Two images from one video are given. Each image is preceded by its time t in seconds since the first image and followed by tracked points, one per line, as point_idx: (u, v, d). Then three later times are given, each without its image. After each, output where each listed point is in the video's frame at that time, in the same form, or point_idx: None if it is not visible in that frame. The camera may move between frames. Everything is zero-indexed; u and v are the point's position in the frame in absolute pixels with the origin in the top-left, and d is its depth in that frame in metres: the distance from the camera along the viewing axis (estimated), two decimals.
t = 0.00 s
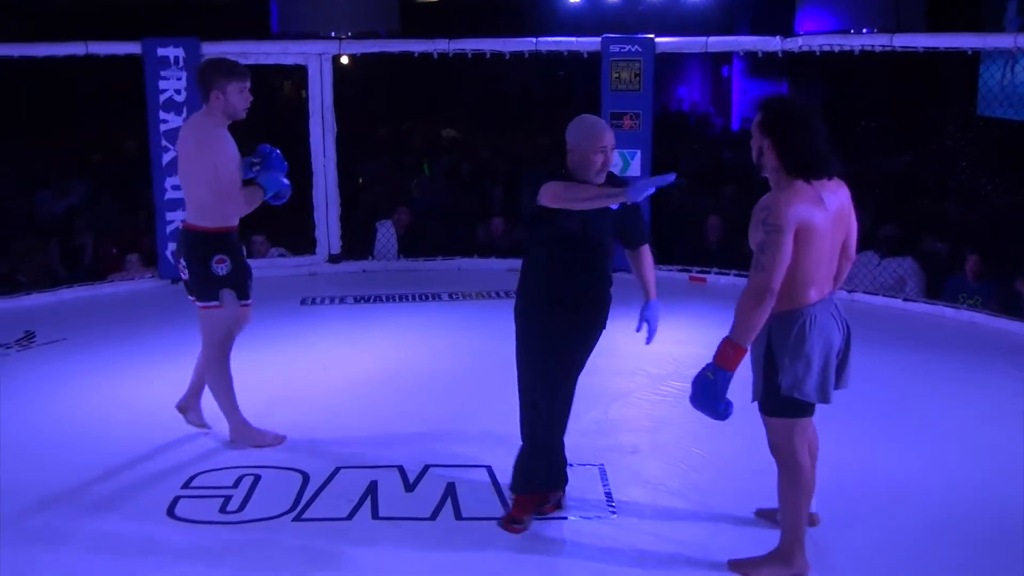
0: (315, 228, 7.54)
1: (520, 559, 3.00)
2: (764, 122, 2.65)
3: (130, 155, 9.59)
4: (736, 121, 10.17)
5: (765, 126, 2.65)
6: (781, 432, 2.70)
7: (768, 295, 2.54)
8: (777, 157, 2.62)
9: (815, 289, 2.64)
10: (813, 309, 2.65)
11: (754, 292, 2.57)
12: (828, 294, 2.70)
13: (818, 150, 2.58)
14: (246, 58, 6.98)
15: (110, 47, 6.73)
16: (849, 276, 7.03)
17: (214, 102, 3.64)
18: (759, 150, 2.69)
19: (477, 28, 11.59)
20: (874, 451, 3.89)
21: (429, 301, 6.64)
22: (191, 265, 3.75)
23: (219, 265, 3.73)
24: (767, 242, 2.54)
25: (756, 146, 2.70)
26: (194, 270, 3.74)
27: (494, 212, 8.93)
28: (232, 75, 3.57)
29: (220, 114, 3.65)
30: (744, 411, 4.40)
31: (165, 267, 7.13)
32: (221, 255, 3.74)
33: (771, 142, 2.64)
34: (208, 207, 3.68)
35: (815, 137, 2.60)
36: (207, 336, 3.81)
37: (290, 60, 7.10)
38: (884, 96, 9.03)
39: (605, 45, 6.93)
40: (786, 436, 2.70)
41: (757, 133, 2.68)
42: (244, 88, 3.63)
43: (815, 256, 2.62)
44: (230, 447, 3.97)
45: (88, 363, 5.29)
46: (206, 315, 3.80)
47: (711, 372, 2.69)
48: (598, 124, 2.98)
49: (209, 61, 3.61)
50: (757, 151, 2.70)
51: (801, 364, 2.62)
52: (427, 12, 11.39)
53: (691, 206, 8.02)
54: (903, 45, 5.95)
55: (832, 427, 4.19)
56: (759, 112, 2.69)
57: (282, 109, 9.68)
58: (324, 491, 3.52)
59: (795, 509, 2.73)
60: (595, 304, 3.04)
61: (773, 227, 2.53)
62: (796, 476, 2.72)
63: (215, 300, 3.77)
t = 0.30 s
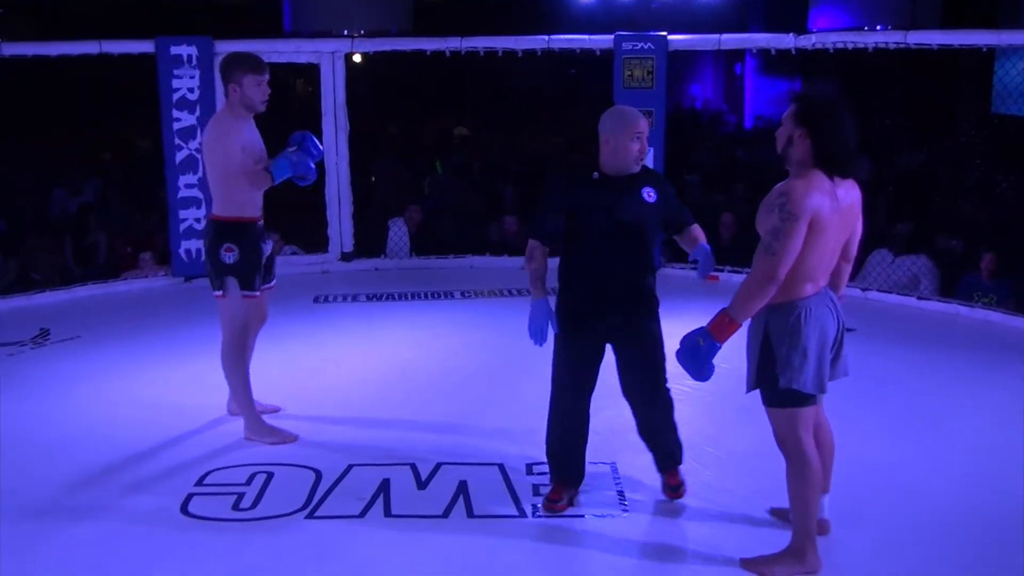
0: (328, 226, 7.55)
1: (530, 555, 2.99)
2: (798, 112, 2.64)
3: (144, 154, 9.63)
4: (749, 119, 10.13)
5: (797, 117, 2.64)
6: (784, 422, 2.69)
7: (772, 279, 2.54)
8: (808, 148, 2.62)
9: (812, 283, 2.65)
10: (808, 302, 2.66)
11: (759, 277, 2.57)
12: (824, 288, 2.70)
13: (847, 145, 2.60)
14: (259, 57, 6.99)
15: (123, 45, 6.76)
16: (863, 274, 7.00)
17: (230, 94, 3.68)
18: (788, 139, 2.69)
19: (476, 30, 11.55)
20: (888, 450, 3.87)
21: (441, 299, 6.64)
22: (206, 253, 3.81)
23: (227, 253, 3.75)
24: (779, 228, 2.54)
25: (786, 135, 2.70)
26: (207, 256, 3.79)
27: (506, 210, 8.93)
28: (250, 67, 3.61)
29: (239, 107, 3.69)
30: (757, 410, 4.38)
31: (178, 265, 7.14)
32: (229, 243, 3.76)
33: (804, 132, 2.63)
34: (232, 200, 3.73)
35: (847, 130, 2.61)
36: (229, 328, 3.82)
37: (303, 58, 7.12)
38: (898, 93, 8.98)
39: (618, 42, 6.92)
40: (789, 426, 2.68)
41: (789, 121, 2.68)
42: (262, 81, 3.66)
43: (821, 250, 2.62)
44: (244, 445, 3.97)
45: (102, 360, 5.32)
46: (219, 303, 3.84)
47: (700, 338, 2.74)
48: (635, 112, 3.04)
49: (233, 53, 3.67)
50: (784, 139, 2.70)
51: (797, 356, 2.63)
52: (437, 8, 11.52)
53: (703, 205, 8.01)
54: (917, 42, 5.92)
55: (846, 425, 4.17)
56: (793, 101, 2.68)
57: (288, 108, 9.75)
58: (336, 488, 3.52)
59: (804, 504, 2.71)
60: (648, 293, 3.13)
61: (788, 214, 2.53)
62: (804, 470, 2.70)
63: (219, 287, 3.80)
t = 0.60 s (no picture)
0: (340, 225, 7.57)
1: (544, 552, 3.00)
2: (810, 112, 2.64)
3: (156, 153, 9.66)
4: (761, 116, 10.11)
5: (810, 116, 2.64)
6: (790, 413, 2.69)
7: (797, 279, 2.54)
8: (824, 148, 2.62)
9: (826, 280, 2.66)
10: (818, 296, 2.65)
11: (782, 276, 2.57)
12: (835, 283, 2.70)
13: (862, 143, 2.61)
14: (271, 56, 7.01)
15: (136, 45, 6.78)
16: (876, 272, 6.97)
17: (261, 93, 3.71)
18: (802, 139, 2.69)
19: (477, 28, 11.52)
20: (901, 447, 3.86)
21: (453, 298, 6.65)
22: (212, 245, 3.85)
23: (222, 243, 3.77)
24: (799, 227, 2.53)
25: (801, 135, 2.70)
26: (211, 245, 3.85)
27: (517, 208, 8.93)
28: (278, 69, 3.61)
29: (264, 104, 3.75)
30: (770, 408, 4.37)
31: (191, 265, 7.16)
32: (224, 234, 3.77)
33: (817, 132, 2.63)
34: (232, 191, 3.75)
35: (862, 127, 2.61)
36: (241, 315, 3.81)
37: (314, 57, 7.13)
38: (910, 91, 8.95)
39: (629, 40, 6.91)
40: (794, 416, 2.68)
41: (802, 122, 2.68)
42: (290, 84, 3.66)
43: (837, 248, 2.62)
44: (257, 444, 3.98)
45: (117, 359, 5.35)
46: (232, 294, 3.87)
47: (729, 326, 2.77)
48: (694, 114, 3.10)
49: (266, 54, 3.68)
50: (799, 139, 2.70)
51: (806, 348, 2.63)
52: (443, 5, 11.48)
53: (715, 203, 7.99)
54: (930, 38, 5.89)
55: (859, 423, 4.16)
56: (804, 102, 2.68)
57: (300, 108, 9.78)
58: (349, 487, 3.53)
59: (816, 500, 2.69)
60: (711, 287, 3.24)
61: (807, 213, 2.52)
62: (812, 463, 2.68)
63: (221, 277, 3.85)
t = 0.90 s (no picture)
0: (350, 226, 7.58)
1: (557, 551, 2.99)
2: (812, 109, 2.63)
3: (166, 156, 9.69)
4: (770, 114, 10.08)
5: (811, 114, 2.63)
6: (802, 405, 2.68)
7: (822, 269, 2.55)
8: (831, 142, 2.61)
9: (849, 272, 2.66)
10: (839, 289, 2.64)
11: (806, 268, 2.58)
12: (855, 275, 2.70)
13: (867, 135, 2.60)
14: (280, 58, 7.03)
15: (146, 48, 6.80)
16: (887, 269, 6.94)
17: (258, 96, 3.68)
18: (807, 138, 2.68)
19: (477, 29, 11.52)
20: (913, 445, 3.84)
21: (463, 298, 6.65)
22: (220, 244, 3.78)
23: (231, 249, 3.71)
24: (819, 219, 2.54)
25: (807, 135, 2.68)
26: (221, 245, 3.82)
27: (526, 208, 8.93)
28: (277, 73, 3.56)
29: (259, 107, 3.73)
30: (781, 406, 4.36)
31: (201, 266, 7.18)
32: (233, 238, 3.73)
33: (822, 129, 2.62)
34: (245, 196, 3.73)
35: (865, 119, 2.60)
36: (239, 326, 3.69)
37: (323, 58, 7.13)
38: (921, 87, 8.90)
39: (638, 39, 6.91)
40: (802, 409, 2.67)
41: (805, 121, 2.66)
42: (288, 87, 3.61)
43: (858, 238, 2.63)
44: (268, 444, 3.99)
45: (128, 361, 5.36)
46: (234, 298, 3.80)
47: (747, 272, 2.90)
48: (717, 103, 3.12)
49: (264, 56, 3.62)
50: (805, 138, 2.68)
51: (828, 342, 2.62)
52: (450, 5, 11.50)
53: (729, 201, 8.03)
54: (940, 34, 5.86)
55: (871, 420, 4.15)
56: (804, 101, 2.67)
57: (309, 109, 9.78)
58: (361, 487, 3.53)
59: (824, 495, 2.69)
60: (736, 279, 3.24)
61: (826, 206, 2.53)
62: (819, 457, 2.68)
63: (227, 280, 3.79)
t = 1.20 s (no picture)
0: (352, 227, 7.58)
1: (559, 552, 2.99)
2: (807, 110, 2.66)
3: (167, 157, 9.71)
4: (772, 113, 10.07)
5: (806, 114, 2.66)
6: (810, 402, 2.68)
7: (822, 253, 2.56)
8: (826, 140, 2.64)
9: (859, 267, 2.64)
10: (855, 287, 2.64)
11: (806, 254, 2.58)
12: (870, 273, 2.68)
13: (863, 131, 2.61)
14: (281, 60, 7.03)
15: (148, 50, 6.80)
16: (889, 269, 6.93)
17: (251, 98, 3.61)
18: (804, 139, 2.70)
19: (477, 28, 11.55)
20: (915, 444, 3.85)
21: (465, 299, 6.65)
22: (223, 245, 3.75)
23: (237, 260, 3.67)
24: (817, 205, 2.55)
25: (802, 137, 2.71)
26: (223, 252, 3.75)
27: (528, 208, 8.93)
28: (265, 71, 3.53)
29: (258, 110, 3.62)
30: (784, 407, 4.35)
31: (203, 268, 7.19)
32: (240, 249, 3.68)
33: (817, 126, 2.64)
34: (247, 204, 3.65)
35: (859, 116, 2.62)
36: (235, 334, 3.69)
37: (325, 59, 7.14)
38: (923, 86, 8.88)
39: (639, 39, 6.90)
40: (805, 405, 2.68)
41: (799, 122, 2.69)
42: (279, 83, 3.59)
43: (863, 228, 2.62)
44: (272, 445, 3.99)
45: (130, 363, 5.36)
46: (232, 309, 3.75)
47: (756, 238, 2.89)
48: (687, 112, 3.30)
49: (247, 56, 3.58)
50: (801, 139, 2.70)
51: (846, 341, 2.61)
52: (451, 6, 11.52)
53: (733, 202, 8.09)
54: (942, 34, 5.85)
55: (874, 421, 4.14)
56: (798, 103, 2.70)
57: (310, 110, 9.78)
58: (363, 488, 3.53)
59: (822, 492, 2.70)
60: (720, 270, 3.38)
61: (822, 191, 2.54)
62: (818, 455, 2.68)
63: (229, 292, 3.73)
